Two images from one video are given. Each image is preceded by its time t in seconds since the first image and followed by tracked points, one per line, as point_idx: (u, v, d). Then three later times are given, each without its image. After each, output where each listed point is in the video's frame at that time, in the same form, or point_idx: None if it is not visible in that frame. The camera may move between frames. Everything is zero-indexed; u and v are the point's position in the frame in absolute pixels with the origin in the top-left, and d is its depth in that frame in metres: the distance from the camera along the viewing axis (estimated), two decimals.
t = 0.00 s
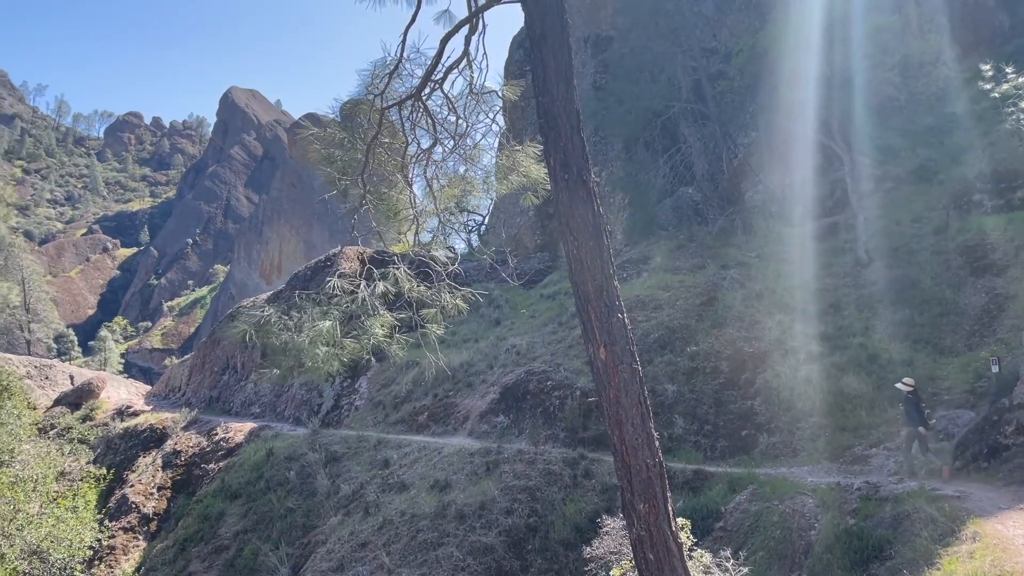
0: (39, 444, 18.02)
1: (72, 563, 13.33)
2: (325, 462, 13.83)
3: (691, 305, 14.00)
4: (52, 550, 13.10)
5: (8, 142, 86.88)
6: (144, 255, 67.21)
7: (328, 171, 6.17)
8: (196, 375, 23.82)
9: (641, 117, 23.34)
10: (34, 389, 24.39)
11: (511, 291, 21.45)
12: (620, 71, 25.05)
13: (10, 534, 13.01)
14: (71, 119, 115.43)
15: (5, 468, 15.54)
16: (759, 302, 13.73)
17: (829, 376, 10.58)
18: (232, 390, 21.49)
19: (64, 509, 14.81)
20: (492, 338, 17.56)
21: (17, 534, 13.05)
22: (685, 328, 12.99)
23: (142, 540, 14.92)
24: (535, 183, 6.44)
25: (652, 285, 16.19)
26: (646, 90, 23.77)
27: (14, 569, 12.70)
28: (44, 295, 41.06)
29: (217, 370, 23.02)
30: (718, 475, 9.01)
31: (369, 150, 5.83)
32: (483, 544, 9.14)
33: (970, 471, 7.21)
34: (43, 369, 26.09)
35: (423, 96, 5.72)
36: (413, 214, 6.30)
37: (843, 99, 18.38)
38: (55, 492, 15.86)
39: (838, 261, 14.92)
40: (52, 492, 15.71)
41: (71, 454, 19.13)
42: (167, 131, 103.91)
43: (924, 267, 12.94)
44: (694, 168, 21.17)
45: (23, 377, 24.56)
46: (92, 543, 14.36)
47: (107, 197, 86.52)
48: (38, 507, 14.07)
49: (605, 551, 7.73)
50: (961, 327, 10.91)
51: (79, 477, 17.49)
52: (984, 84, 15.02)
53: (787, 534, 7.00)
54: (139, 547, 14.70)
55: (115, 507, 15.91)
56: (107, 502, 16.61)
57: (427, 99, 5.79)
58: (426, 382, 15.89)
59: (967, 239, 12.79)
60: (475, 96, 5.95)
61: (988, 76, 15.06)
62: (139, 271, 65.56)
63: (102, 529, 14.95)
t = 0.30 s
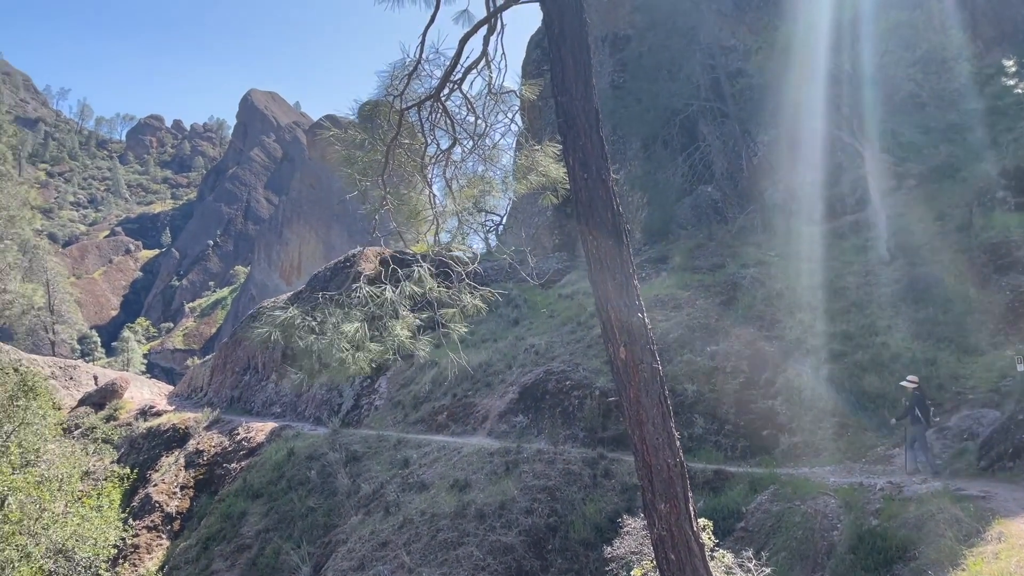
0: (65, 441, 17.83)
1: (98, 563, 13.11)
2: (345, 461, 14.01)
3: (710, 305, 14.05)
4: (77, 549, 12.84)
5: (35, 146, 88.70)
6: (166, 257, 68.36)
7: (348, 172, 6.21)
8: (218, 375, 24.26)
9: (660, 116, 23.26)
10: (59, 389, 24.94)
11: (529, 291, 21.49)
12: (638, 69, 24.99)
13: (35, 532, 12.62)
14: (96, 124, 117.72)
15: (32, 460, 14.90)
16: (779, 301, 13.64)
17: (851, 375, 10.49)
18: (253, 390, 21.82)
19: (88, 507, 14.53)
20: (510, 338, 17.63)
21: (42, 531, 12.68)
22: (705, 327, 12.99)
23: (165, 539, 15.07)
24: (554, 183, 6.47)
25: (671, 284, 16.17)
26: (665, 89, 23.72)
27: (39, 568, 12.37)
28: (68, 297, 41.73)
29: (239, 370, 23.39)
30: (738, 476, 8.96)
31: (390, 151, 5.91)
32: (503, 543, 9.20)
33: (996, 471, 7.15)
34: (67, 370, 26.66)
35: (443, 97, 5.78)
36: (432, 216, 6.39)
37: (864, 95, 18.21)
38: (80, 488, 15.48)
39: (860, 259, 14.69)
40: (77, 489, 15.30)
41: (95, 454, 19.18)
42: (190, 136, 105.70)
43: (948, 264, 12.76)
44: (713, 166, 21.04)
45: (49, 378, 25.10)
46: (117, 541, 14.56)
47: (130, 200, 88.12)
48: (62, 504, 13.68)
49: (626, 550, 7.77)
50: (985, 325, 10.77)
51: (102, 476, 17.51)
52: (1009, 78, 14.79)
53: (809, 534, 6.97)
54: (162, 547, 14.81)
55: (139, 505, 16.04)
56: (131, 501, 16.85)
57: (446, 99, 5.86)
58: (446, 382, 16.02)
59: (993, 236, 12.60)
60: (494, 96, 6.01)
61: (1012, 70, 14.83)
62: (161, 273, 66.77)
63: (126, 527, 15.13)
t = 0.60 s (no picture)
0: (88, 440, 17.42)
1: (122, 562, 12.09)
2: (366, 460, 14.18)
3: (730, 304, 13.99)
4: (103, 547, 11.81)
5: (58, 149, 90.49)
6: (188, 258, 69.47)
7: (369, 172, 6.32)
8: (239, 375, 24.70)
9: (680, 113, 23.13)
10: (83, 389, 25.46)
11: (547, 290, 21.50)
12: (656, 66, 24.86)
13: (61, 529, 11.40)
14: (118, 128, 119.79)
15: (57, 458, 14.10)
16: (801, 299, 13.53)
17: (874, 373, 10.39)
18: (274, 390, 22.14)
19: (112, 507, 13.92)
20: (529, 337, 17.67)
21: (67, 530, 11.45)
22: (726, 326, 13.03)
23: (188, 538, 15.28)
24: (573, 181, 6.49)
25: (690, 282, 16.14)
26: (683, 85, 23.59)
27: (64, 567, 11.17)
28: (91, 298, 42.35)
29: (259, 370, 23.76)
30: (760, 475, 8.88)
31: (409, 151, 5.99)
32: (523, 543, 9.24)
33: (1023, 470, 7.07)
34: (92, 370, 27.17)
35: (461, 96, 5.84)
36: (452, 215, 6.48)
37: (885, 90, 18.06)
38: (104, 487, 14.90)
39: (881, 256, 14.44)
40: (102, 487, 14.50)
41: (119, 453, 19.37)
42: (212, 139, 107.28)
43: (973, 260, 12.56)
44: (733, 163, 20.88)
45: (73, 377, 25.57)
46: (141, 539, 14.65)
47: (151, 203, 89.57)
48: (88, 502, 12.50)
49: (647, 550, 7.74)
50: (1012, 322, 10.60)
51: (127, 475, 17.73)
52: None
53: (833, 534, 6.92)
54: (185, 545, 15.00)
55: (162, 504, 16.21)
56: (154, 500, 17.09)
57: (464, 99, 5.91)
58: (465, 382, 16.13)
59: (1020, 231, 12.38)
60: (513, 95, 6.07)
61: None
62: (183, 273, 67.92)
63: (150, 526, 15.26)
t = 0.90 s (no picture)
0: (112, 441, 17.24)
1: (146, 560, 11.53)
2: (386, 459, 14.36)
3: (750, 301, 13.95)
4: (127, 546, 11.19)
5: (80, 152, 92.44)
6: (209, 259, 70.57)
7: (388, 173, 6.38)
8: (260, 374, 25.12)
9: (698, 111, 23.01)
10: (107, 389, 25.97)
11: (565, 288, 21.52)
12: (674, 63, 24.73)
13: (86, 528, 10.75)
14: (139, 132, 121.77)
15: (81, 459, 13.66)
16: (822, 297, 13.45)
17: (896, 371, 10.28)
18: (295, 389, 22.47)
19: (136, 506, 13.29)
20: (547, 335, 17.70)
21: (93, 527, 10.83)
22: (745, 324, 13.04)
23: (210, 536, 15.16)
24: (591, 179, 6.52)
25: (710, 280, 16.10)
26: (701, 82, 23.43)
27: (89, 566, 10.52)
28: (113, 299, 42.99)
29: (280, 370, 24.12)
30: (781, 472, 8.80)
31: (428, 150, 6.05)
32: (543, 541, 9.25)
33: None
34: (115, 370, 27.70)
35: (479, 95, 5.88)
36: (471, 215, 6.58)
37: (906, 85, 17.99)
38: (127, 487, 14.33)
39: (903, 252, 14.21)
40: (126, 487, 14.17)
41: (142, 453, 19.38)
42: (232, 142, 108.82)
43: (997, 254, 12.33)
44: (752, 160, 20.80)
45: (97, 378, 26.03)
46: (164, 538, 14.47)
47: (172, 205, 90.95)
48: (111, 500, 11.90)
49: (668, 548, 7.77)
50: None
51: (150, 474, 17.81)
52: None
53: (855, 532, 6.85)
54: (208, 544, 14.90)
55: (185, 503, 16.21)
56: (177, 499, 17.16)
57: (482, 98, 5.98)
58: (484, 381, 16.25)
59: None
60: (531, 94, 6.11)
61: None
62: (204, 274, 69.06)
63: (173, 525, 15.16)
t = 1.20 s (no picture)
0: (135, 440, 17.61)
1: (168, 558, 11.79)
2: (405, 458, 14.52)
3: (769, 299, 13.89)
4: (150, 544, 11.43)
5: (101, 155, 94.07)
6: (228, 260, 71.53)
7: (405, 172, 6.53)
8: (280, 373, 25.46)
9: (715, 107, 22.87)
10: (129, 389, 26.43)
11: (582, 286, 21.50)
12: (691, 59, 24.60)
13: (109, 527, 10.88)
14: (160, 135, 123.74)
15: (104, 459, 14.05)
16: (841, 294, 13.34)
17: (918, 367, 10.16)
18: (314, 388, 22.78)
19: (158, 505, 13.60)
20: (564, 334, 17.71)
21: (115, 526, 11.00)
22: (764, 321, 12.98)
23: (232, 535, 15.20)
24: (608, 176, 6.53)
25: (728, 277, 16.06)
26: (718, 78, 23.29)
27: (113, 564, 10.54)
28: (135, 299, 43.63)
29: (299, 369, 24.44)
30: (802, 470, 8.73)
31: (445, 149, 6.13)
32: (563, 539, 9.26)
33: None
34: (136, 370, 28.19)
35: (495, 94, 5.92)
36: (488, 214, 6.66)
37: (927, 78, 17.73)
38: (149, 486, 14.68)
39: (924, 247, 13.98)
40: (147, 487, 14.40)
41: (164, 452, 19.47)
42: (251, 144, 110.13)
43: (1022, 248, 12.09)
44: (771, 156, 20.70)
45: (119, 378, 26.47)
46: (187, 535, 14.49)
47: (192, 206, 92.26)
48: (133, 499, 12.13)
49: (687, 547, 7.80)
50: None
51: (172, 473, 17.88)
52: None
53: (878, 530, 6.77)
54: (229, 542, 14.91)
55: (207, 501, 16.37)
56: (199, 498, 17.24)
57: (498, 97, 6.00)
58: (501, 380, 16.32)
59: None
60: (548, 92, 6.16)
61: None
62: (223, 274, 69.97)
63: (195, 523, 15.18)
